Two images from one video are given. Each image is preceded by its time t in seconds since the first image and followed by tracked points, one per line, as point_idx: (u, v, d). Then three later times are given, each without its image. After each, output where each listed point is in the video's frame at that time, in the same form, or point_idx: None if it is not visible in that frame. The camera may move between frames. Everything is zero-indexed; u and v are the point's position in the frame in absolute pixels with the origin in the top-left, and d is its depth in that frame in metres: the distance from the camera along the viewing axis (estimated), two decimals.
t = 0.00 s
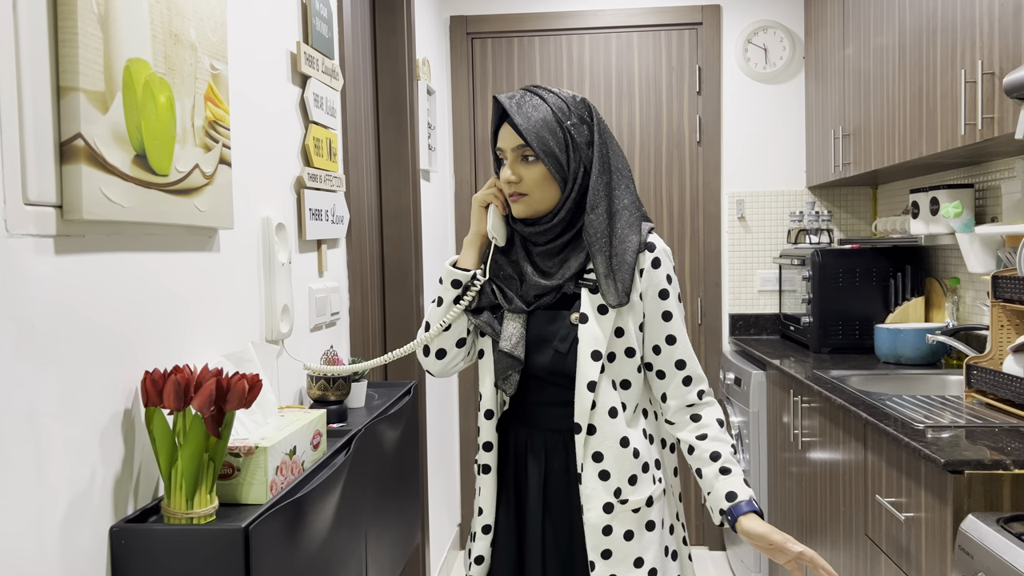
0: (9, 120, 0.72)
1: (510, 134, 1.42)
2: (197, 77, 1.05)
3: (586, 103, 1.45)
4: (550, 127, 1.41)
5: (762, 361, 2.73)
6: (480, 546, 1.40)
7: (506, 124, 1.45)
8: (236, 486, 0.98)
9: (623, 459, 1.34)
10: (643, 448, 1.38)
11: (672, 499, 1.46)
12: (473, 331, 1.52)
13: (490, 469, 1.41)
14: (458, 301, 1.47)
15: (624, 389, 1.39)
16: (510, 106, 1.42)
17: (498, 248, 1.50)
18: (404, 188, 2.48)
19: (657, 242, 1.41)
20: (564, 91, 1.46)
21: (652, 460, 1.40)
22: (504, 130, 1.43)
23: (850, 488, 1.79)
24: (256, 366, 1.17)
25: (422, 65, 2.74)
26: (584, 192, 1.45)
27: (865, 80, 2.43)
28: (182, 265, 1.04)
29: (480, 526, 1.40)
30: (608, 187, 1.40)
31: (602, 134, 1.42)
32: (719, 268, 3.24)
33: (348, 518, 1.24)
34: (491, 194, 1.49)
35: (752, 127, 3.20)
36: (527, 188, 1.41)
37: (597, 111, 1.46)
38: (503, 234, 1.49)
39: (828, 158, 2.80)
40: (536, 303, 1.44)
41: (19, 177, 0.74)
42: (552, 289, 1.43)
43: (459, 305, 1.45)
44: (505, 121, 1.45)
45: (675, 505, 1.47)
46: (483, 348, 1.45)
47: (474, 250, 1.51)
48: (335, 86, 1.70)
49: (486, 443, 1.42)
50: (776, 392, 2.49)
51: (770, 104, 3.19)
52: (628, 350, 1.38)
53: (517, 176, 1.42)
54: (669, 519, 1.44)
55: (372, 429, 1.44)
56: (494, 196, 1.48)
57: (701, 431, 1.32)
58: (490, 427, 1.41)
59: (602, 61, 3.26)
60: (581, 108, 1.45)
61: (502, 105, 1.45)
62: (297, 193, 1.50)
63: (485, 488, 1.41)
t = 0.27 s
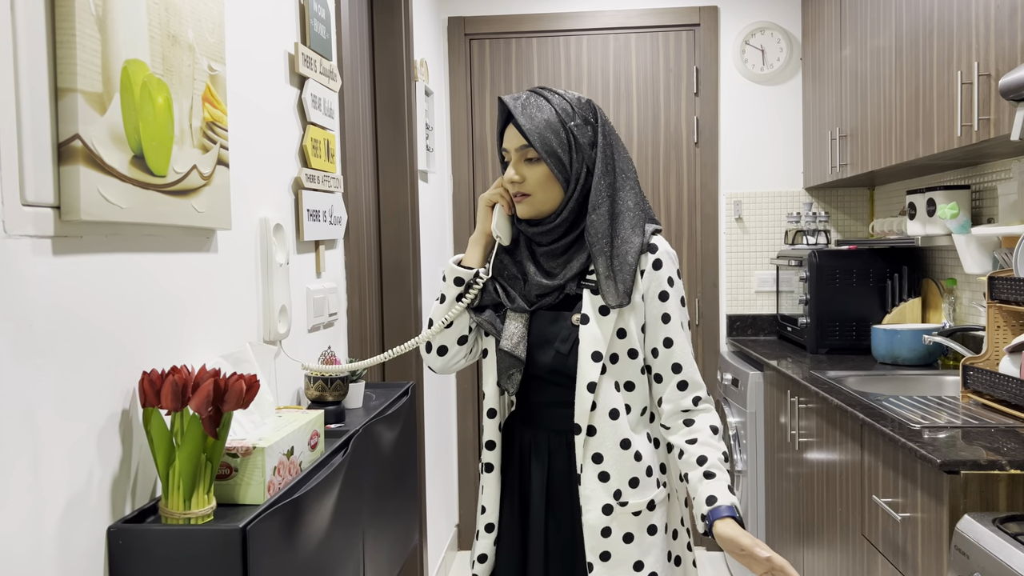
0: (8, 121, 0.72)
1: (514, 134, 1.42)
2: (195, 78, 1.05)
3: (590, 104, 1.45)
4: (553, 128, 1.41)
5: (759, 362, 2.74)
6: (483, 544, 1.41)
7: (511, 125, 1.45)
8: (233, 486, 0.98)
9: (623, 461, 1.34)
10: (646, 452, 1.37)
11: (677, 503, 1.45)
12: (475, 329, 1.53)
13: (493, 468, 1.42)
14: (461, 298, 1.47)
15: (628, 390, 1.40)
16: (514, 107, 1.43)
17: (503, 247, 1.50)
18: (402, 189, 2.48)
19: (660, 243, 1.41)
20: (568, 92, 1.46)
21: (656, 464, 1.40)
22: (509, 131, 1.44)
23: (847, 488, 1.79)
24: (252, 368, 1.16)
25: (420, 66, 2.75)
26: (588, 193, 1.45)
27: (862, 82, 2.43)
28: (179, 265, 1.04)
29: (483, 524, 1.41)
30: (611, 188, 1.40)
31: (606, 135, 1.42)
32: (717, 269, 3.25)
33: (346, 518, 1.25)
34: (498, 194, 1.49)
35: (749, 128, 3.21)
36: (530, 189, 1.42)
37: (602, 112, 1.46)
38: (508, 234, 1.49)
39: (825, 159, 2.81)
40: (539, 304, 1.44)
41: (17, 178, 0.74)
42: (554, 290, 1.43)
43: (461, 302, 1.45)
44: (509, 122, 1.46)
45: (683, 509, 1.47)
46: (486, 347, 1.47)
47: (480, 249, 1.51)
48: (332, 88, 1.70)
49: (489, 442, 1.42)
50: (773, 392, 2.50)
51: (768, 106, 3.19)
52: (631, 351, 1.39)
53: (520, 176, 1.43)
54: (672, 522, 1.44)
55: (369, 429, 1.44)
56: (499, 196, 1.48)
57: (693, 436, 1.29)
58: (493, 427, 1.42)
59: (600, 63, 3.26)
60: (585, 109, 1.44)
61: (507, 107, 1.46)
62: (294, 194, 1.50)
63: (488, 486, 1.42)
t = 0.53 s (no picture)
0: (5, 121, 0.72)
1: (517, 134, 1.42)
2: (193, 78, 1.05)
3: (594, 104, 1.44)
4: (555, 128, 1.41)
5: (757, 363, 2.74)
6: (484, 545, 1.41)
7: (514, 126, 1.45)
8: (232, 488, 0.98)
9: (620, 463, 1.34)
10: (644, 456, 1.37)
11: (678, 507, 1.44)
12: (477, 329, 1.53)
13: (493, 468, 1.42)
14: (462, 297, 1.47)
15: (629, 393, 1.39)
16: (517, 108, 1.43)
17: (506, 247, 1.50)
18: (399, 190, 2.48)
19: (662, 245, 1.40)
20: (572, 92, 1.46)
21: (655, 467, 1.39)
22: (512, 131, 1.44)
23: (845, 489, 1.79)
24: (252, 369, 1.16)
25: (418, 66, 2.74)
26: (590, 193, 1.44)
27: (860, 82, 2.43)
28: (177, 267, 1.04)
29: (484, 523, 1.41)
30: (613, 189, 1.40)
31: (608, 135, 1.41)
32: (715, 269, 3.25)
33: (345, 520, 1.24)
34: (502, 194, 1.49)
35: (747, 129, 3.21)
36: (531, 188, 1.42)
37: (605, 112, 1.46)
38: (512, 234, 1.49)
39: (824, 160, 2.81)
40: (539, 304, 1.44)
41: (14, 178, 0.73)
42: (555, 290, 1.43)
43: (462, 301, 1.46)
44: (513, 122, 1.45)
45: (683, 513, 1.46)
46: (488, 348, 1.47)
47: (483, 248, 1.52)
48: (330, 88, 1.70)
49: (490, 442, 1.43)
50: (771, 393, 2.50)
51: (765, 107, 3.19)
52: (631, 352, 1.38)
53: (522, 176, 1.43)
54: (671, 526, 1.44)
55: (368, 430, 1.44)
56: (503, 196, 1.48)
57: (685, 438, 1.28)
58: (493, 427, 1.43)
59: (598, 64, 3.26)
60: (588, 108, 1.44)
61: (510, 107, 1.45)
62: (292, 195, 1.49)
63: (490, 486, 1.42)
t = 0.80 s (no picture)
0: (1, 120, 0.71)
1: (515, 134, 1.42)
2: (190, 77, 1.04)
3: (593, 104, 1.44)
4: (553, 127, 1.40)
5: (755, 364, 2.74)
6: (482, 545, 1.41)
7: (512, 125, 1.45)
8: (229, 490, 0.97)
9: (617, 465, 1.33)
10: (642, 458, 1.36)
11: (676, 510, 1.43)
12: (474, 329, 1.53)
13: (490, 468, 1.42)
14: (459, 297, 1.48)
15: (624, 394, 1.38)
16: (515, 107, 1.42)
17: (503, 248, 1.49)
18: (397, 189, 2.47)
19: (660, 246, 1.39)
20: (571, 92, 1.45)
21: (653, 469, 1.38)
22: (510, 130, 1.44)
23: (845, 490, 1.79)
24: (250, 370, 1.15)
25: (416, 66, 2.74)
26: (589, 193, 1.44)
27: (859, 83, 2.43)
28: (175, 267, 1.03)
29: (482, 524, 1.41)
30: (611, 189, 1.39)
31: (607, 135, 1.41)
32: (713, 270, 3.25)
33: (342, 523, 1.23)
34: (500, 194, 1.48)
35: (746, 129, 3.20)
36: (529, 188, 1.42)
37: (604, 112, 1.45)
38: (509, 234, 1.48)
39: (822, 161, 2.81)
40: (535, 304, 1.44)
41: (9, 178, 0.73)
42: (552, 290, 1.43)
43: (458, 301, 1.46)
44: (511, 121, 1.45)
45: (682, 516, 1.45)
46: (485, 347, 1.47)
47: (480, 247, 1.51)
48: (329, 88, 1.69)
49: (486, 442, 1.43)
50: (770, 394, 2.50)
51: (763, 107, 3.19)
52: (628, 354, 1.38)
53: (520, 175, 1.43)
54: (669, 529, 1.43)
55: (366, 432, 1.43)
56: (501, 195, 1.47)
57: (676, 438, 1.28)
58: (491, 427, 1.43)
59: (597, 64, 3.26)
60: (586, 108, 1.43)
61: (509, 106, 1.45)
62: (290, 195, 1.49)
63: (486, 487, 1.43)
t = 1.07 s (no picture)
0: None
1: (513, 133, 1.41)
2: (186, 74, 1.03)
3: (592, 105, 1.44)
4: (553, 129, 1.39)
5: (754, 363, 2.73)
6: (471, 546, 1.40)
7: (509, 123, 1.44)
8: (224, 490, 0.96)
9: (614, 463, 1.33)
10: (635, 454, 1.36)
11: (671, 506, 1.43)
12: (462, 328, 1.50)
13: (481, 469, 1.40)
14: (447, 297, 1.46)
15: (618, 392, 1.37)
16: (514, 105, 1.41)
17: (490, 245, 1.48)
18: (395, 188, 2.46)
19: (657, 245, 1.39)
20: (570, 92, 1.45)
21: (648, 466, 1.38)
22: (508, 129, 1.42)
23: (843, 489, 1.79)
24: (246, 369, 1.14)
25: (413, 65, 2.73)
26: (586, 196, 1.44)
27: (857, 82, 2.43)
28: (170, 266, 1.03)
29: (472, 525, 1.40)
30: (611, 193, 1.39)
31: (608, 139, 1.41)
32: (711, 269, 3.24)
33: (339, 523, 1.22)
34: (488, 191, 1.47)
35: (744, 128, 3.20)
36: (526, 189, 1.41)
37: (603, 115, 1.45)
38: (496, 232, 1.47)
39: (820, 160, 2.81)
40: (530, 302, 1.42)
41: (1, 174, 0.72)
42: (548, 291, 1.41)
43: (448, 300, 1.44)
44: (509, 119, 1.44)
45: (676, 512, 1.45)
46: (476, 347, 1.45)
47: (468, 248, 1.48)
48: (326, 85, 1.69)
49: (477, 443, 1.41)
50: (768, 393, 2.49)
51: (761, 106, 3.19)
52: (624, 353, 1.37)
53: (516, 176, 1.41)
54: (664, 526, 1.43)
55: (363, 432, 1.42)
56: (490, 193, 1.47)
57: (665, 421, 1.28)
58: (481, 428, 1.41)
59: (595, 63, 3.25)
60: (586, 111, 1.43)
61: (507, 103, 1.44)
62: (287, 193, 1.48)
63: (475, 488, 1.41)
